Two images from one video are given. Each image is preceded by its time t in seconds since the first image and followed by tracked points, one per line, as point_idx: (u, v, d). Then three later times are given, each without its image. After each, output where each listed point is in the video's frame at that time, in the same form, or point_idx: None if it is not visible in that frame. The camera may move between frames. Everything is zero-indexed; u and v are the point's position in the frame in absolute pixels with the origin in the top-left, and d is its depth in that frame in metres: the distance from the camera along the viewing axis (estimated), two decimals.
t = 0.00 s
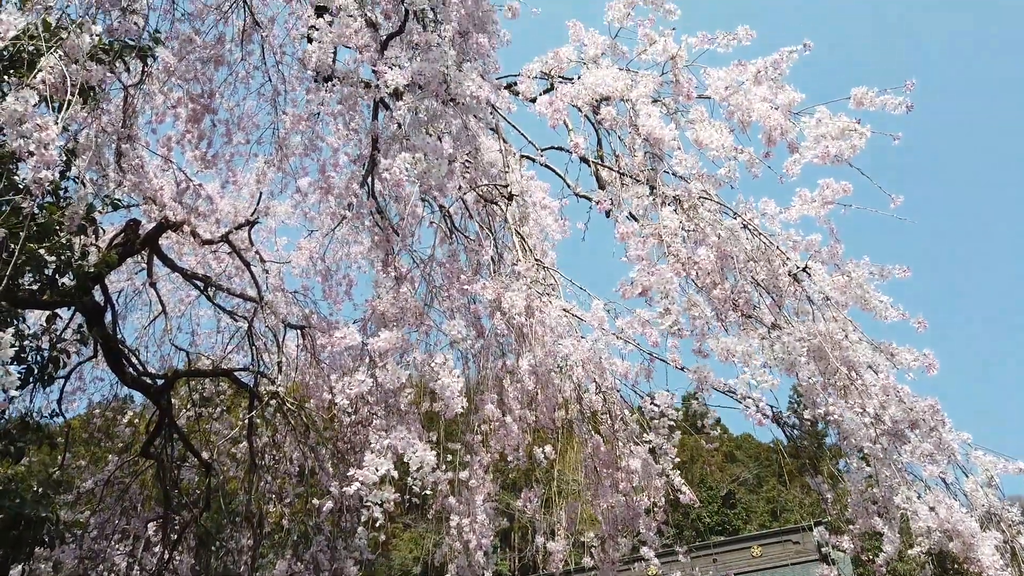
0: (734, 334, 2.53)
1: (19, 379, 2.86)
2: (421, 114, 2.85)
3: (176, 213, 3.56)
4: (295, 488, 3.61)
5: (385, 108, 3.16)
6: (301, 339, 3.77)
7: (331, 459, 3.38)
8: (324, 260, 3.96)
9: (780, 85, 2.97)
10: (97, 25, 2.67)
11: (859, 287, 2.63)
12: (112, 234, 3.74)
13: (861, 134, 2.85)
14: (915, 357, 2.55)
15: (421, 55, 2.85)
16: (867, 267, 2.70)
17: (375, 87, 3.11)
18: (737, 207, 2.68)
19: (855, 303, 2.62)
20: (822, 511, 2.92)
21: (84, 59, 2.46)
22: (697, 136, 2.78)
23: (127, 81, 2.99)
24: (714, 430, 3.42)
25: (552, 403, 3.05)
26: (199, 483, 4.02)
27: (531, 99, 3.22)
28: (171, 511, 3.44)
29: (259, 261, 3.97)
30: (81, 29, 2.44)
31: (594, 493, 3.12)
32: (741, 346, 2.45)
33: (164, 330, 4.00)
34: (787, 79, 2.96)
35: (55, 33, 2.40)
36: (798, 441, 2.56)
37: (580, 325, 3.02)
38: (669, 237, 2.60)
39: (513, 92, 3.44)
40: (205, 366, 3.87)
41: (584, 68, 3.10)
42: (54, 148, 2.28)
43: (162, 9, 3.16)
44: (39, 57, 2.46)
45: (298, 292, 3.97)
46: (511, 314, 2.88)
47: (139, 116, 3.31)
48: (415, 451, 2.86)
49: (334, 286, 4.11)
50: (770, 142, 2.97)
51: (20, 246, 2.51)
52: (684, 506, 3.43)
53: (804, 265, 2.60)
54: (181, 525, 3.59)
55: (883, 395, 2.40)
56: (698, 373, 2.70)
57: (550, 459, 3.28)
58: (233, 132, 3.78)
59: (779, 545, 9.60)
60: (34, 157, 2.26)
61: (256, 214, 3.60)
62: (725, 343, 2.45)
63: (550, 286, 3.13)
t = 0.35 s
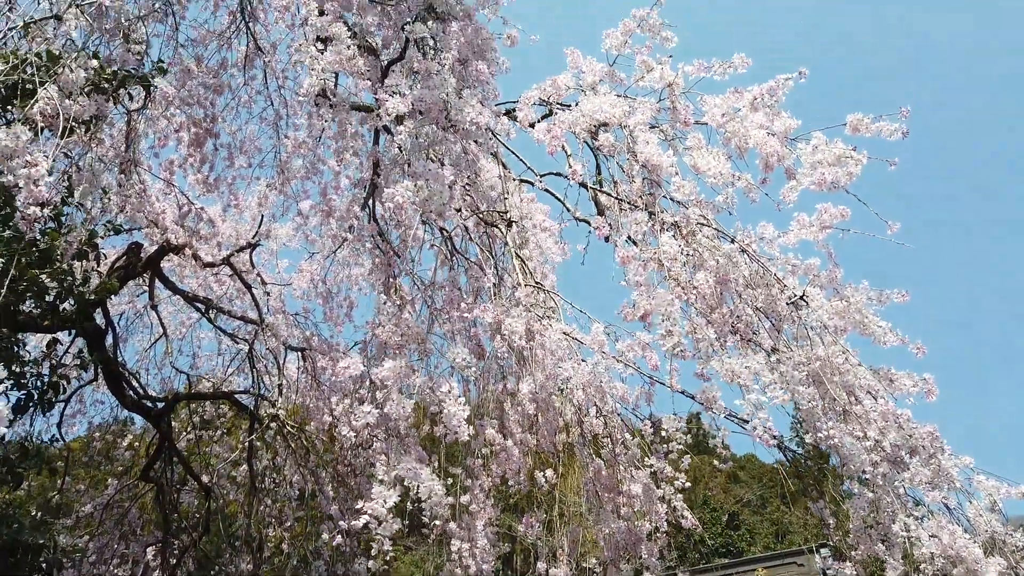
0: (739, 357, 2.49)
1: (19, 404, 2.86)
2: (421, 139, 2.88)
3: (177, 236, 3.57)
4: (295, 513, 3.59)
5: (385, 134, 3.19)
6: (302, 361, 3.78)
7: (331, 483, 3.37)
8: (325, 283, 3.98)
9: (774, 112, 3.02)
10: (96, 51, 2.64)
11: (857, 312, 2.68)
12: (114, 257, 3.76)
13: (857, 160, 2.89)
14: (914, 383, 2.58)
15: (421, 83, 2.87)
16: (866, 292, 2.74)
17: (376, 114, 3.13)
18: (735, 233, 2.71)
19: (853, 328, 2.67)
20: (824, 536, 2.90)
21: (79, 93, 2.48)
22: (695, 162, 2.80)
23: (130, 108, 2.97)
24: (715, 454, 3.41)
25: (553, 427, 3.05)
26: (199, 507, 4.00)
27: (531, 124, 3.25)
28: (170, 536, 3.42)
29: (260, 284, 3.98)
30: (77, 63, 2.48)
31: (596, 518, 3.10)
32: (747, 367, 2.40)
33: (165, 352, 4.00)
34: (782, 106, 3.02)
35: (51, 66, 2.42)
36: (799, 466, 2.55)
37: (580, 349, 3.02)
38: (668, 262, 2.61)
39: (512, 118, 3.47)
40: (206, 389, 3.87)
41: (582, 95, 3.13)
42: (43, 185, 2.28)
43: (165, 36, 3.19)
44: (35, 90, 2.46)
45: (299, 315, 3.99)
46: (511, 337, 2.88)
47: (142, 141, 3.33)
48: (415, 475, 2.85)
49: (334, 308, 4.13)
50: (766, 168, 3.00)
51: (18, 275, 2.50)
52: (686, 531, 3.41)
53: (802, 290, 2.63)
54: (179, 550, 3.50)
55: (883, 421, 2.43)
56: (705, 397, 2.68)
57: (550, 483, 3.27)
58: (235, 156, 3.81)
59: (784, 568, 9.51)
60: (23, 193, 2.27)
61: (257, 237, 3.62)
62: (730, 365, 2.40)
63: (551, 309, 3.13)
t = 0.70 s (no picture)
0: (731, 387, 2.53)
1: (17, 429, 2.85)
2: (421, 165, 2.90)
3: (178, 260, 3.59)
4: (294, 538, 3.56)
5: (384, 160, 3.21)
6: (302, 385, 3.79)
7: (330, 507, 3.35)
8: (325, 306, 4.00)
9: (769, 139, 3.06)
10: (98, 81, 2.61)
11: (855, 339, 2.71)
12: (115, 281, 3.77)
13: (852, 188, 2.92)
14: (914, 409, 2.58)
15: (421, 110, 2.89)
16: (863, 318, 2.77)
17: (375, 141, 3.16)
18: (731, 260, 2.72)
19: (851, 355, 2.69)
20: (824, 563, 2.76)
21: (75, 127, 2.44)
22: (690, 190, 2.84)
23: (132, 132, 2.90)
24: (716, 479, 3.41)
25: (554, 451, 3.04)
26: (197, 532, 3.97)
27: (530, 151, 3.27)
28: (167, 562, 3.39)
29: (260, 308, 4.00)
30: (73, 97, 2.44)
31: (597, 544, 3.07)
32: (740, 400, 2.41)
33: (165, 376, 4.00)
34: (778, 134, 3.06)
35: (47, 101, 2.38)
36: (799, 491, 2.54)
37: (580, 373, 3.01)
38: (666, 290, 2.61)
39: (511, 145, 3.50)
40: (205, 412, 3.86)
41: (580, 123, 3.16)
42: (35, 222, 2.24)
43: (168, 62, 3.22)
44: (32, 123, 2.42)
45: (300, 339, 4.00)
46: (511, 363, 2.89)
47: (144, 166, 3.35)
48: (414, 500, 2.82)
49: (335, 331, 4.15)
50: (763, 195, 3.03)
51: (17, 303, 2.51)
52: (689, 557, 3.38)
53: (798, 319, 2.65)
54: None
55: (883, 448, 2.43)
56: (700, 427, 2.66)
57: (551, 509, 3.25)
58: (236, 181, 3.84)
59: None
60: (14, 231, 2.22)
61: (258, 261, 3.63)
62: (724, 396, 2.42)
63: (552, 333, 3.13)
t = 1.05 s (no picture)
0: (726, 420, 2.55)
1: (15, 457, 2.84)
2: (420, 193, 2.93)
3: (178, 285, 3.60)
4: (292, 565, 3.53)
5: (383, 187, 3.23)
6: (301, 410, 3.79)
7: (329, 534, 3.33)
8: (325, 331, 4.01)
9: (765, 168, 3.08)
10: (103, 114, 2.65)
11: (855, 367, 2.69)
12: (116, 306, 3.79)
13: (847, 217, 2.95)
14: (915, 441, 2.54)
15: (419, 139, 2.91)
16: (860, 346, 2.74)
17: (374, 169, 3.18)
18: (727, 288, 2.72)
19: (851, 382, 2.68)
20: None
21: (79, 161, 2.47)
22: (687, 220, 2.86)
23: (133, 162, 2.94)
24: (717, 504, 3.40)
25: (554, 477, 3.03)
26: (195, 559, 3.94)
27: (528, 180, 3.29)
28: None
29: (260, 332, 4.01)
30: (77, 132, 2.47)
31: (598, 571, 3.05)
32: (732, 431, 2.51)
33: (164, 401, 4.00)
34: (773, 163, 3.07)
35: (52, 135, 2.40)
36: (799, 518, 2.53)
37: (579, 399, 2.96)
38: (662, 321, 2.61)
39: (508, 173, 3.52)
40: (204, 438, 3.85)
41: (577, 152, 3.17)
42: (38, 255, 2.27)
43: (170, 91, 3.26)
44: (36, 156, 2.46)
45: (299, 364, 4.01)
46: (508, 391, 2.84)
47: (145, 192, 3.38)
48: (413, 528, 2.81)
49: (334, 355, 4.15)
50: (760, 224, 3.05)
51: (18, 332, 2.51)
52: None
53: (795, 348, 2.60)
54: None
55: (883, 478, 2.42)
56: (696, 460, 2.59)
57: (551, 536, 3.23)
58: (237, 207, 3.87)
59: None
60: (18, 264, 2.24)
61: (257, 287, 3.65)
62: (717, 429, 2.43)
63: (551, 359, 3.13)
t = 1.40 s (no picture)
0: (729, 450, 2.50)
1: (15, 486, 2.83)
2: (421, 220, 2.94)
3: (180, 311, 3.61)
4: None
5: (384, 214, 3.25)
6: (301, 436, 3.79)
7: (330, 562, 3.31)
8: (326, 357, 4.02)
9: (765, 198, 3.08)
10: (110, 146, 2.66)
11: (857, 396, 2.85)
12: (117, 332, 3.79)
13: (848, 246, 2.95)
14: (917, 469, 2.64)
15: (421, 168, 2.93)
16: (863, 377, 2.90)
17: (376, 196, 3.20)
18: (730, 319, 2.80)
19: (853, 412, 2.84)
20: None
21: (90, 195, 2.49)
22: (689, 249, 2.88)
23: (136, 191, 2.96)
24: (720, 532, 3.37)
25: (556, 505, 3.04)
26: None
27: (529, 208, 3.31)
28: None
29: (261, 358, 4.01)
30: (88, 166, 2.48)
31: None
32: (734, 464, 2.40)
33: (165, 428, 3.99)
34: (773, 192, 3.08)
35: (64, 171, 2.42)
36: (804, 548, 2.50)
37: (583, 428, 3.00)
38: (664, 350, 2.61)
39: (509, 201, 3.55)
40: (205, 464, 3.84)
41: (578, 181, 3.19)
42: (55, 290, 2.30)
43: (174, 119, 3.30)
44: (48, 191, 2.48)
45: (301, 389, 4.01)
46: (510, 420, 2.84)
47: (149, 219, 3.40)
48: (414, 557, 2.79)
49: (335, 381, 4.15)
50: (760, 252, 3.07)
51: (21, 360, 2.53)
52: None
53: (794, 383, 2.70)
54: None
55: (887, 509, 2.44)
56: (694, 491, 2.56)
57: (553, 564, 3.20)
58: (239, 233, 3.90)
59: None
60: (36, 299, 2.28)
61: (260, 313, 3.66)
62: (718, 460, 2.40)
63: (553, 387, 3.13)
